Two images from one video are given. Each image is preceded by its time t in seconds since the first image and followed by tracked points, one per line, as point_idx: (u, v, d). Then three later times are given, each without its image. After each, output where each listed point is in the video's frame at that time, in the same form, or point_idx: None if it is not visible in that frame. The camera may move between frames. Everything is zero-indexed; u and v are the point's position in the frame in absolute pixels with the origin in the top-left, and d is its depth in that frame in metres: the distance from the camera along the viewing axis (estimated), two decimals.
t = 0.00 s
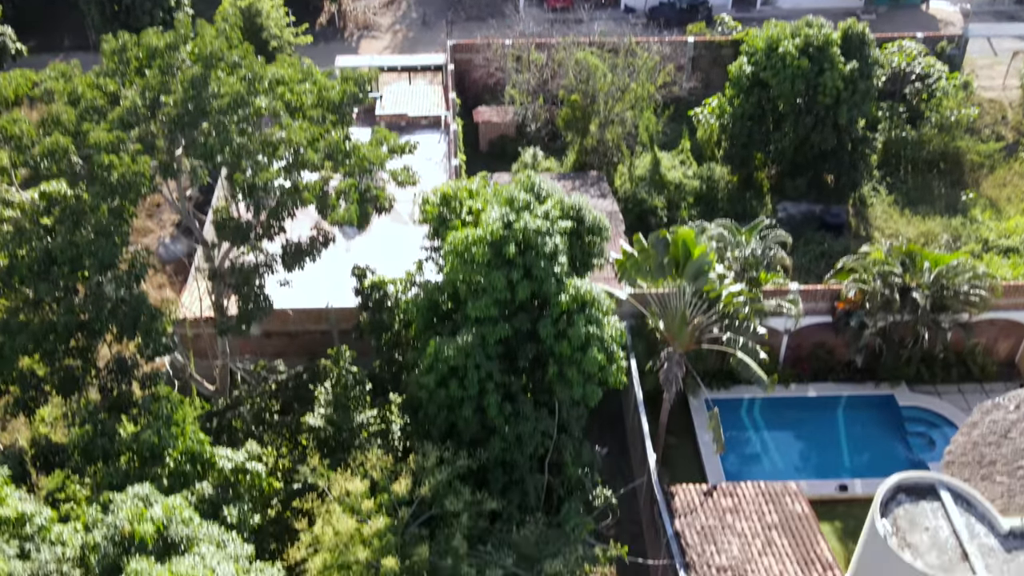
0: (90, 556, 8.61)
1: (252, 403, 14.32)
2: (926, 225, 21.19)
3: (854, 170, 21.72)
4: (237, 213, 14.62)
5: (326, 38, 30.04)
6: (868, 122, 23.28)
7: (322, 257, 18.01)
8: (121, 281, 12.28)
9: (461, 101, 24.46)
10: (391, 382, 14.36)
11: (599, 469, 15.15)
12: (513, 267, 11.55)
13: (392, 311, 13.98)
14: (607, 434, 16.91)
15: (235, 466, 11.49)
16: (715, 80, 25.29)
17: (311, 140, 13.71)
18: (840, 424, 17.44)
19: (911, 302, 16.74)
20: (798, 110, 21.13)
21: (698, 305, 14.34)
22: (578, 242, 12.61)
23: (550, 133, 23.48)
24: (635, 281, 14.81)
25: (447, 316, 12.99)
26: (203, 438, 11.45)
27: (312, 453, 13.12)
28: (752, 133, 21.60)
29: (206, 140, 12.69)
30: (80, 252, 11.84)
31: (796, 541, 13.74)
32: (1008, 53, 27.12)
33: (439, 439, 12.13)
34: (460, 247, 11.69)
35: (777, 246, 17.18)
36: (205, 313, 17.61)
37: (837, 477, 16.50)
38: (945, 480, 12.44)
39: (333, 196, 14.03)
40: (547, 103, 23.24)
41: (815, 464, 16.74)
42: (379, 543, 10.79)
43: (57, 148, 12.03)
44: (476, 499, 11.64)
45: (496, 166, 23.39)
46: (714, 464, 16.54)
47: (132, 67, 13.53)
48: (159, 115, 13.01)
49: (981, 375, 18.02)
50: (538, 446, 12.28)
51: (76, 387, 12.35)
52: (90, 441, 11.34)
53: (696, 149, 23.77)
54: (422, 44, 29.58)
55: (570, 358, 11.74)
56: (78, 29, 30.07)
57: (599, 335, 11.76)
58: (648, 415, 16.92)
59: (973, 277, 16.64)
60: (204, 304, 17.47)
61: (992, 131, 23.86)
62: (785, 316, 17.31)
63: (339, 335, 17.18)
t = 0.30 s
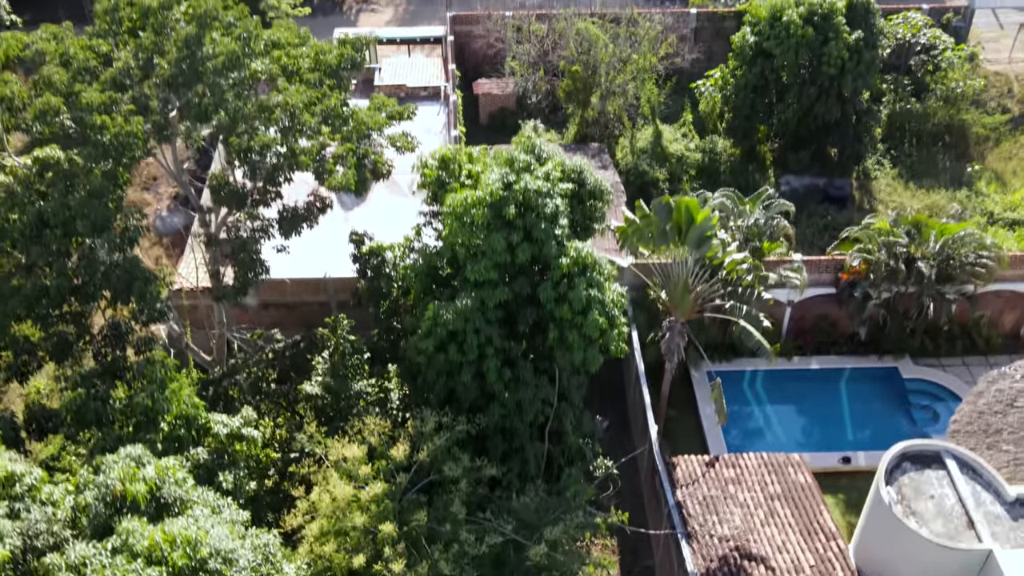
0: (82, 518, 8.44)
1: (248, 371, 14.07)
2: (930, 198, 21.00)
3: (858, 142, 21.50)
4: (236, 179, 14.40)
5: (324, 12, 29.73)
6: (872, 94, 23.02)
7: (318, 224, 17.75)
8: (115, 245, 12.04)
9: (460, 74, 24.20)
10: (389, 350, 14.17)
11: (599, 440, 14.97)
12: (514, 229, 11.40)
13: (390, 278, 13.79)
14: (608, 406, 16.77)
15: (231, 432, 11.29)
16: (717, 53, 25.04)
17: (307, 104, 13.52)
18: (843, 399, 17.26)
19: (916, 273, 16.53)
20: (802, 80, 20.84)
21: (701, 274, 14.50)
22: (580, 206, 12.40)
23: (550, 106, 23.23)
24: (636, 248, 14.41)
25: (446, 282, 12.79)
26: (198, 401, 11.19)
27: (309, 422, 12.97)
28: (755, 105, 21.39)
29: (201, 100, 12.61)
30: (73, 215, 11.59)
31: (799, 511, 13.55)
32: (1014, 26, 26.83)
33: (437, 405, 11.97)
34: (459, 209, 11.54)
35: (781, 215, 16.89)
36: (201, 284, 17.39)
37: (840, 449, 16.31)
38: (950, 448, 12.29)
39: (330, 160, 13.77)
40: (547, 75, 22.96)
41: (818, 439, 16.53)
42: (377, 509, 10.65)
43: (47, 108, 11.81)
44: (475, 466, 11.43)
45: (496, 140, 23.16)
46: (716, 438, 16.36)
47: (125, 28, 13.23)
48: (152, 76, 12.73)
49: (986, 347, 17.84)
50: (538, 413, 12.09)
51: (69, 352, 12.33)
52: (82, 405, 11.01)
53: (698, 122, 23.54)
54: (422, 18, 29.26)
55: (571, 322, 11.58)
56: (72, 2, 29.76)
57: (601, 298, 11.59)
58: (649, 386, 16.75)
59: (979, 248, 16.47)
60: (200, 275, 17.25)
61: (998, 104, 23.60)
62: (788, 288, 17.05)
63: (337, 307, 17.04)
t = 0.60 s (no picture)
0: (71, 493, 8.23)
1: (245, 354, 13.83)
2: (934, 184, 20.83)
3: (861, 129, 21.31)
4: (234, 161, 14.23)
5: None
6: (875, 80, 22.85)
7: (315, 207, 17.58)
8: (109, 223, 11.86)
9: (460, 60, 24.05)
10: (388, 332, 14.00)
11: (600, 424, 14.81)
12: (514, 205, 11.23)
13: (388, 258, 13.62)
14: (609, 391, 16.67)
15: (225, 411, 11.07)
16: (719, 40, 24.92)
17: (304, 82, 13.36)
18: (846, 385, 17.07)
19: (921, 257, 16.33)
20: (805, 65, 20.61)
21: (703, 258, 14.38)
22: (580, 183, 12.21)
23: (550, 92, 23.07)
24: (637, 230, 14.10)
25: (446, 262, 12.61)
26: (192, 378, 10.93)
27: (306, 403, 12.80)
28: (758, 90, 21.06)
29: (195, 76, 12.41)
30: (65, 193, 11.47)
31: (803, 495, 13.36)
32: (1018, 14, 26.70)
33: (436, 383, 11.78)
34: (458, 184, 11.37)
35: (783, 199, 16.69)
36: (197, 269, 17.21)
37: (843, 435, 16.13)
38: (958, 429, 12.10)
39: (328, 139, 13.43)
40: (548, 61, 22.81)
41: (821, 426, 16.33)
42: (375, 488, 10.46)
43: (39, 82, 11.63)
44: (474, 446, 11.23)
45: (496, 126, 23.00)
46: (718, 424, 16.16)
47: (118, 5, 13.13)
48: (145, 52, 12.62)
49: (991, 333, 17.67)
50: (538, 394, 11.92)
51: (62, 332, 12.05)
52: (74, 382, 10.77)
53: (699, 109, 23.42)
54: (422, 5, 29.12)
55: (572, 300, 11.41)
56: None
57: (603, 276, 11.40)
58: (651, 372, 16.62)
59: (985, 231, 16.22)
60: (196, 259, 17.07)
61: (1003, 91, 23.43)
62: (792, 272, 16.87)
63: (335, 292, 16.86)
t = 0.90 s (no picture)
0: (63, 464, 8.04)
1: (243, 336, 13.61)
2: (940, 171, 20.64)
3: (866, 116, 21.11)
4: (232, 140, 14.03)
5: None
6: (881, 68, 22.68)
7: (315, 192, 17.41)
8: (103, 198, 11.64)
9: (461, 48, 23.88)
10: (389, 313, 13.84)
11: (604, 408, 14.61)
12: (516, 179, 11.07)
13: (388, 238, 13.43)
14: (612, 376, 16.52)
15: (223, 389, 10.87)
16: (722, 28, 24.76)
17: (304, 58, 13.18)
18: (852, 372, 16.87)
19: (929, 241, 16.10)
20: (810, 51, 20.40)
21: (709, 238, 14.12)
22: (584, 160, 12.01)
23: (552, 80, 22.89)
24: (641, 211, 13.98)
25: (447, 241, 12.43)
26: (188, 354, 10.73)
27: (305, 383, 12.61)
28: (763, 76, 20.93)
29: (191, 51, 12.19)
30: (60, 167, 11.37)
31: (810, 479, 13.17)
32: None
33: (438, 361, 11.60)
34: (459, 158, 11.21)
35: (788, 182, 16.47)
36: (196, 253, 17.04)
37: (849, 421, 15.92)
38: (968, 410, 11.90)
39: (327, 117, 13.27)
40: (550, 48, 22.61)
41: (827, 414, 16.11)
42: (374, 466, 10.27)
43: (33, 56, 11.38)
44: (476, 425, 11.04)
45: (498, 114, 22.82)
46: (723, 411, 15.95)
47: None
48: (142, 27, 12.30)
49: (999, 319, 17.47)
50: (541, 373, 11.73)
51: (56, 309, 11.91)
52: (68, 357, 10.47)
53: (702, 97, 23.25)
54: None
55: (575, 277, 11.22)
56: None
57: (607, 252, 11.20)
58: (655, 356, 16.41)
59: (994, 213, 16.03)
60: (194, 243, 16.90)
61: (1009, 78, 23.26)
62: (796, 257, 16.62)
63: (335, 276, 16.67)
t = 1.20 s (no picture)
0: (57, 435, 7.85)
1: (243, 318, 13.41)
2: (949, 158, 20.42)
3: (874, 102, 20.89)
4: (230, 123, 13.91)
5: None
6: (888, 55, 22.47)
7: (316, 176, 17.21)
8: (100, 173, 11.42)
9: (464, 35, 23.68)
10: (391, 294, 13.65)
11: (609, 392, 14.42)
12: (521, 154, 10.91)
13: (391, 218, 13.24)
14: (617, 360, 16.34)
15: (222, 366, 10.66)
16: (728, 15, 24.56)
17: (306, 35, 13.00)
18: (860, 359, 16.66)
19: (938, 225, 15.88)
20: (817, 36, 20.17)
21: (716, 219, 14.02)
22: (589, 136, 11.81)
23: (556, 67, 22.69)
24: (647, 191, 13.81)
25: (451, 220, 12.24)
26: (188, 330, 10.53)
27: (306, 364, 12.42)
28: (769, 62, 20.72)
29: (191, 25, 11.83)
30: (58, 143, 11.11)
31: (818, 463, 12.96)
32: None
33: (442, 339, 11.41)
34: (463, 133, 11.10)
35: (795, 165, 16.25)
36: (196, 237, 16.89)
37: (858, 408, 15.71)
38: (980, 391, 11.70)
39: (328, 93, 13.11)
40: (554, 34, 22.41)
41: (834, 401, 15.91)
42: (375, 444, 10.07)
43: (30, 30, 11.08)
44: (479, 404, 10.84)
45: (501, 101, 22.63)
46: (729, 397, 15.75)
47: None
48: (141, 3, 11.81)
49: (1009, 305, 17.24)
50: (546, 353, 11.54)
51: (55, 287, 11.71)
52: (64, 333, 10.33)
53: (707, 84, 23.04)
54: None
55: (581, 253, 11.04)
56: None
57: (613, 228, 10.98)
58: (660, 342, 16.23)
59: (1006, 197, 15.66)
60: (194, 227, 16.74)
61: (1018, 66, 23.04)
62: (804, 242, 16.47)
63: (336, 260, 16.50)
